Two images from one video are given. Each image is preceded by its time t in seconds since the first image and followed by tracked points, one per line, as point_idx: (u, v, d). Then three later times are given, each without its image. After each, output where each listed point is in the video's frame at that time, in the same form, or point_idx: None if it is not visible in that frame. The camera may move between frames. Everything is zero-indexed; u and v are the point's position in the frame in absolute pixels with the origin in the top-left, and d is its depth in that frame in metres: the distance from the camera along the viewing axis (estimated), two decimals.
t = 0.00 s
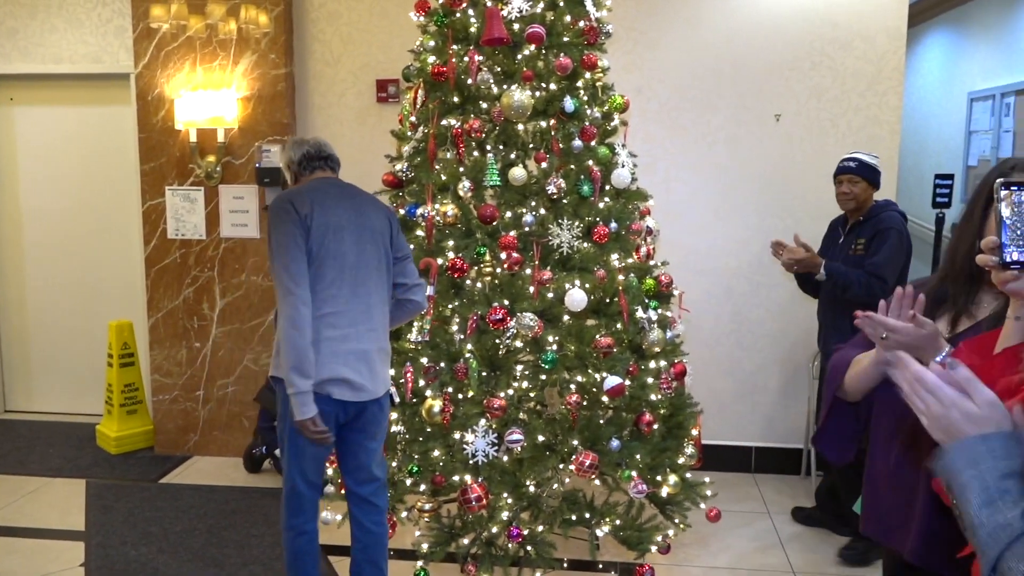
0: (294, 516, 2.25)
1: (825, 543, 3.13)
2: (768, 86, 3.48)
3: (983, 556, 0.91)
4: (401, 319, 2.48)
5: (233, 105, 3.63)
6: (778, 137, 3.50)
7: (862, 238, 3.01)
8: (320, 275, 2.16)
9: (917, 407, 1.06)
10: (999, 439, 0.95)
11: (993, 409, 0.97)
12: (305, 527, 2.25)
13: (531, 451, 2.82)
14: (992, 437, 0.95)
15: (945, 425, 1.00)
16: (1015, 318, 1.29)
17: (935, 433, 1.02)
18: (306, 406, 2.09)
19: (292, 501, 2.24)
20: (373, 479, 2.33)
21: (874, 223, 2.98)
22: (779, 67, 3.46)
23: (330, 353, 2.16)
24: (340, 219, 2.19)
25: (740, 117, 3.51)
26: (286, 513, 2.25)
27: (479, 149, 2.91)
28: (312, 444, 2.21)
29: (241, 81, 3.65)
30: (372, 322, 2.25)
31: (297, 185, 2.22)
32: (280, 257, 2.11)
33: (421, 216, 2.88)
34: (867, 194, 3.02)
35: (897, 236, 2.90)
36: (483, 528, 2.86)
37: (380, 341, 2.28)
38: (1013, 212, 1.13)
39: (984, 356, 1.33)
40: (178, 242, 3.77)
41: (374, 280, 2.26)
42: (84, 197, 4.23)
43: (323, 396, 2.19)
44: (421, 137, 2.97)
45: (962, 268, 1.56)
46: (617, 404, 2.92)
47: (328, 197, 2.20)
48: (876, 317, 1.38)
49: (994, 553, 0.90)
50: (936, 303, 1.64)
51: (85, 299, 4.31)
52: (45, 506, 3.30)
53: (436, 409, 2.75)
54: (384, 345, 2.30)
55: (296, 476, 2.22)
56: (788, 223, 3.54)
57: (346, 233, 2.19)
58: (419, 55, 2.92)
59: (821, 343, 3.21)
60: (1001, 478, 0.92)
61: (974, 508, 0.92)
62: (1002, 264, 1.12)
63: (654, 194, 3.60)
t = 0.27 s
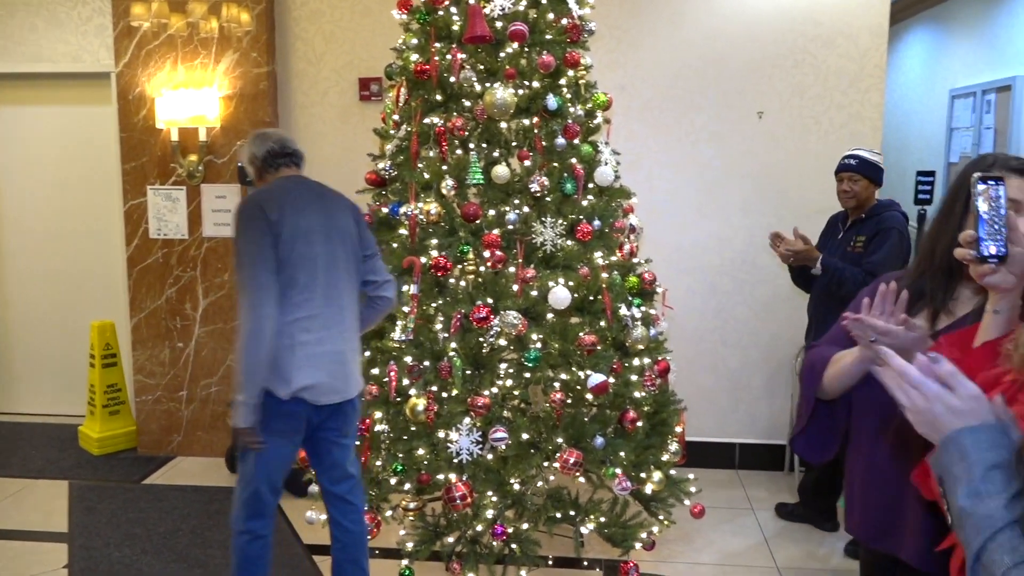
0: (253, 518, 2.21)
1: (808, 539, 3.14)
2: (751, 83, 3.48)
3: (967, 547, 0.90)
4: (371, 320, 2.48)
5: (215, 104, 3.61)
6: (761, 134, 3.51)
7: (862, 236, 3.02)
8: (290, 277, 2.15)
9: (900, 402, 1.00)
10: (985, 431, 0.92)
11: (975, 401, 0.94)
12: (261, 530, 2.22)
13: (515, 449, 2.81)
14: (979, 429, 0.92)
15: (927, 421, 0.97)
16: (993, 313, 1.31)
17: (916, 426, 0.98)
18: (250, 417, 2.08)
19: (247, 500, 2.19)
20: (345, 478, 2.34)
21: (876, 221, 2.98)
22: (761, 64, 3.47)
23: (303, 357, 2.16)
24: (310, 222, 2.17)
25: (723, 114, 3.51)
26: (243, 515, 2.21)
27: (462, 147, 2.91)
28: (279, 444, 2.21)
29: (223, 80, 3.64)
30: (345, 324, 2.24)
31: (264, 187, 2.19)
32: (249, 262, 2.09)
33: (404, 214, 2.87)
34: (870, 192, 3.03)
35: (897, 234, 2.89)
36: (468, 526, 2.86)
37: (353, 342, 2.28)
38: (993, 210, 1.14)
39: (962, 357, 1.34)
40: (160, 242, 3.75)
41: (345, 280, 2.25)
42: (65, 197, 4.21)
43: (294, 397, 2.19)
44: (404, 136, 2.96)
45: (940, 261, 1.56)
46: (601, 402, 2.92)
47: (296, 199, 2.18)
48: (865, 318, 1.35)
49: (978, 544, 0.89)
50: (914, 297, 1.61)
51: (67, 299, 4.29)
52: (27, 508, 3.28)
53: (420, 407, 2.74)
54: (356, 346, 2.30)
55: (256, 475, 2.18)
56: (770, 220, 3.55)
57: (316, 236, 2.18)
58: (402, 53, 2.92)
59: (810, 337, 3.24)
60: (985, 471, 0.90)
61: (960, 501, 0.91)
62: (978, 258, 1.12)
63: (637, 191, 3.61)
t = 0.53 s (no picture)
0: (205, 522, 2.24)
1: (786, 535, 3.17)
2: (728, 83, 3.51)
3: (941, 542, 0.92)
4: (321, 319, 2.50)
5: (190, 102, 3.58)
6: (737, 134, 3.53)
7: (853, 236, 3.05)
8: (223, 283, 2.13)
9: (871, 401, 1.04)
10: (953, 427, 0.95)
11: (943, 399, 0.97)
12: (216, 534, 2.24)
13: (495, 449, 2.81)
14: (946, 425, 0.95)
15: (898, 417, 1.00)
16: (961, 279, 1.36)
17: (890, 423, 1.01)
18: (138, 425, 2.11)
19: (197, 506, 2.21)
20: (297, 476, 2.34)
21: (867, 222, 3.02)
22: (737, 64, 3.49)
23: (241, 364, 2.15)
24: (244, 229, 2.15)
25: (699, 114, 3.54)
26: (195, 520, 2.23)
27: (440, 147, 2.90)
28: (220, 449, 2.20)
29: (198, 78, 3.60)
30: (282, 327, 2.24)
31: (194, 193, 2.16)
32: (176, 273, 2.08)
33: (383, 214, 2.87)
34: (848, 193, 3.06)
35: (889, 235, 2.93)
36: (447, 527, 2.84)
37: (291, 345, 2.27)
38: (966, 180, 1.21)
39: (923, 327, 1.43)
40: (134, 242, 3.71)
41: (281, 283, 2.25)
42: (37, 197, 4.14)
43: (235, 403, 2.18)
44: (382, 135, 2.96)
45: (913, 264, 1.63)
46: (580, 400, 2.90)
47: (229, 206, 2.15)
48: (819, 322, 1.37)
49: (951, 542, 0.91)
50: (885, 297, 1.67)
51: (40, 301, 4.23)
52: None
53: (399, 408, 2.73)
54: (295, 349, 2.30)
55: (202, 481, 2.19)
56: (747, 218, 3.58)
57: (252, 242, 2.16)
58: (380, 52, 2.91)
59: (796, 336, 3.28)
60: (955, 465, 0.92)
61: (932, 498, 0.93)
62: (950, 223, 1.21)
63: (615, 190, 3.62)
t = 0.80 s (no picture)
0: (175, 529, 2.26)
1: (762, 533, 3.20)
2: (704, 86, 3.54)
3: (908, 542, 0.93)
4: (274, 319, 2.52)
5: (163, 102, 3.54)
6: (713, 137, 3.56)
7: (834, 240, 3.08)
8: (164, 283, 2.18)
9: (839, 404, 1.04)
10: (920, 427, 0.96)
11: (910, 398, 0.98)
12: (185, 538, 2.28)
13: (472, 450, 2.80)
14: (913, 425, 0.96)
15: (866, 420, 1.00)
16: (935, 255, 1.45)
17: (857, 425, 1.02)
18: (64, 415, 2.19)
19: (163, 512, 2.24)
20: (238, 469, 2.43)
21: (847, 226, 3.05)
22: (713, 67, 3.53)
23: (184, 364, 2.20)
24: (184, 227, 2.20)
25: (676, 116, 3.56)
26: (163, 526, 2.26)
27: (417, 149, 2.90)
28: (178, 448, 2.26)
29: (172, 78, 3.56)
30: (228, 326, 2.30)
31: (133, 192, 2.20)
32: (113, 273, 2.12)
33: (359, 216, 2.85)
34: (824, 199, 3.12)
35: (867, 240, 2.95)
36: (425, 528, 2.84)
37: (238, 344, 2.34)
38: (946, 161, 1.27)
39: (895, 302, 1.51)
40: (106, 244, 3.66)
41: (226, 283, 2.31)
42: (5, 197, 4.07)
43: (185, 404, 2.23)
44: (358, 136, 2.94)
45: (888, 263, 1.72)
46: (557, 402, 2.89)
47: (169, 205, 2.20)
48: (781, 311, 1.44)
49: (919, 538, 0.92)
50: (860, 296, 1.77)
51: (9, 304, 4.15)
52: None
53: (376, 410, 2.71)
54: (242, 347, 2.36)
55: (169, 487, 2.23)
56: (723, 220, 3.61)
57: (192, 241, 2.21)
58: (356, 53, 2.90)
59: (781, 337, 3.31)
60: (922, 465, 0.94)
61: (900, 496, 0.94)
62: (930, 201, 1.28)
63: (592, 192, 3.64)
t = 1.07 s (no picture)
0: (155, 529, 2.39)
1: (742, 534, 3.22)
2: (683, 90, 3.56)
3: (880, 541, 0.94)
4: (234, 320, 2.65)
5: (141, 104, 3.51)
6: (693, 140, 3.58)
7: (816, 244, 3.11)
8: (124, 285, 2.32)
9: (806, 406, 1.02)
10: (888, 427, 0.96)
11: (879, 398, 0.98)
12: (166, 539, 2.41)
13: (454, 453, 2.79)
14: (883, 426, 0.96)
15: (836, 420, 0.99)
16: (910, 263, 1.46)
17: (826, 426, 1.01)
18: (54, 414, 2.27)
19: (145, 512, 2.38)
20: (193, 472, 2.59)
21: (829, 229, 3.08)
22: (692, 70, 3.55)
23: (147, 362, 2.34)
24: (144, 229, 2.33)
25: (655, 120, 3.58)
26: (144, 529, 2.39)
27: (398, 151, 2.89)
28: (149, 452, 2.40)
29: (149, 79, 3.54)
30: (187, 328, 2.43)
31: (93, 197, 2.33)
32: (75, 275, 2.25)
33: (340, 218, 2.83)
34: (803, 204, 3.16)
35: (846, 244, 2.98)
36: (406, 532, 2.83)
37: (196, 345, 2.46)
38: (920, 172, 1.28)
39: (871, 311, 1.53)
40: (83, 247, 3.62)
41: (184, 286, 2.42)
42: None
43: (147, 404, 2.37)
44: (339, 138, 2.92)
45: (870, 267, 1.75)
46: (539, 404, 2.87)
47: (129, 210, 2.33)
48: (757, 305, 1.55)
49: (891, 537, 0.93)
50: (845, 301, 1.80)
51: None
52: None
53: (357, 413, 2.69)
54: (202, 347, 2.48)
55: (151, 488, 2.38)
56: (703, 223, 3.63)
57: (150, 242, 2.34)
58: (336, 55, 2.88)
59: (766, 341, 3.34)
60: (892, 464, 0.95)
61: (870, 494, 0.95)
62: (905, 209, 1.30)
63: (572, 194, 3.64)
